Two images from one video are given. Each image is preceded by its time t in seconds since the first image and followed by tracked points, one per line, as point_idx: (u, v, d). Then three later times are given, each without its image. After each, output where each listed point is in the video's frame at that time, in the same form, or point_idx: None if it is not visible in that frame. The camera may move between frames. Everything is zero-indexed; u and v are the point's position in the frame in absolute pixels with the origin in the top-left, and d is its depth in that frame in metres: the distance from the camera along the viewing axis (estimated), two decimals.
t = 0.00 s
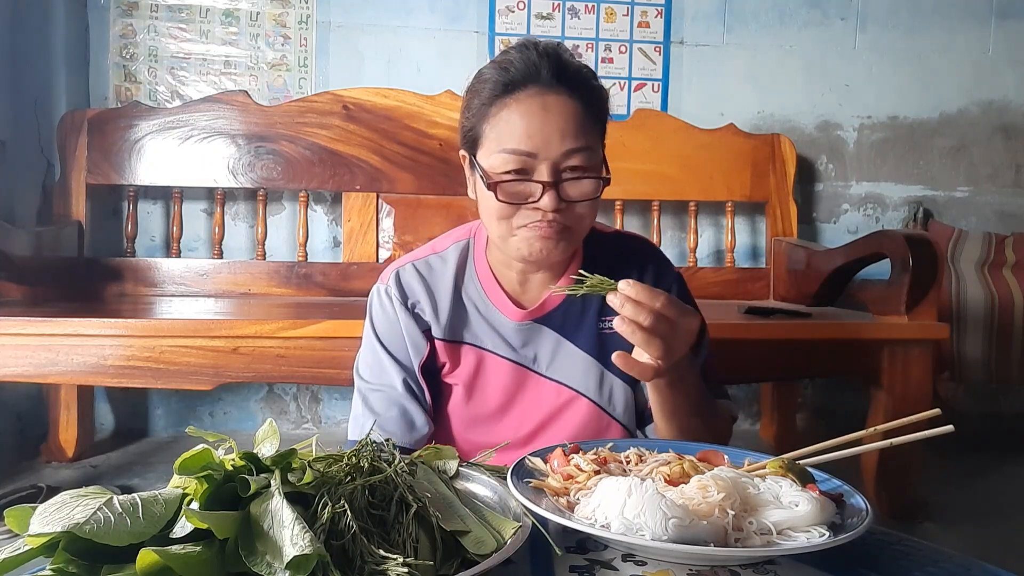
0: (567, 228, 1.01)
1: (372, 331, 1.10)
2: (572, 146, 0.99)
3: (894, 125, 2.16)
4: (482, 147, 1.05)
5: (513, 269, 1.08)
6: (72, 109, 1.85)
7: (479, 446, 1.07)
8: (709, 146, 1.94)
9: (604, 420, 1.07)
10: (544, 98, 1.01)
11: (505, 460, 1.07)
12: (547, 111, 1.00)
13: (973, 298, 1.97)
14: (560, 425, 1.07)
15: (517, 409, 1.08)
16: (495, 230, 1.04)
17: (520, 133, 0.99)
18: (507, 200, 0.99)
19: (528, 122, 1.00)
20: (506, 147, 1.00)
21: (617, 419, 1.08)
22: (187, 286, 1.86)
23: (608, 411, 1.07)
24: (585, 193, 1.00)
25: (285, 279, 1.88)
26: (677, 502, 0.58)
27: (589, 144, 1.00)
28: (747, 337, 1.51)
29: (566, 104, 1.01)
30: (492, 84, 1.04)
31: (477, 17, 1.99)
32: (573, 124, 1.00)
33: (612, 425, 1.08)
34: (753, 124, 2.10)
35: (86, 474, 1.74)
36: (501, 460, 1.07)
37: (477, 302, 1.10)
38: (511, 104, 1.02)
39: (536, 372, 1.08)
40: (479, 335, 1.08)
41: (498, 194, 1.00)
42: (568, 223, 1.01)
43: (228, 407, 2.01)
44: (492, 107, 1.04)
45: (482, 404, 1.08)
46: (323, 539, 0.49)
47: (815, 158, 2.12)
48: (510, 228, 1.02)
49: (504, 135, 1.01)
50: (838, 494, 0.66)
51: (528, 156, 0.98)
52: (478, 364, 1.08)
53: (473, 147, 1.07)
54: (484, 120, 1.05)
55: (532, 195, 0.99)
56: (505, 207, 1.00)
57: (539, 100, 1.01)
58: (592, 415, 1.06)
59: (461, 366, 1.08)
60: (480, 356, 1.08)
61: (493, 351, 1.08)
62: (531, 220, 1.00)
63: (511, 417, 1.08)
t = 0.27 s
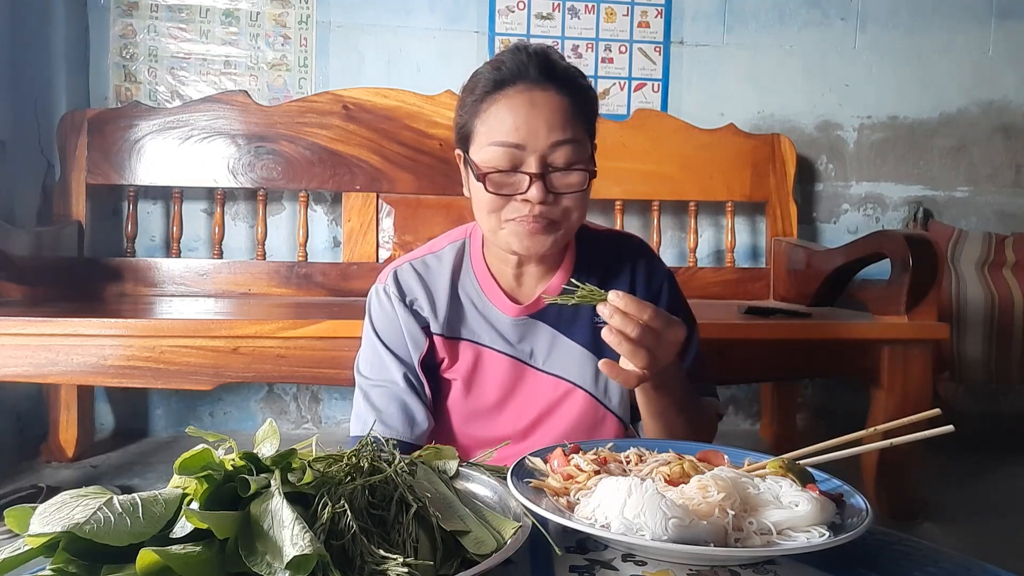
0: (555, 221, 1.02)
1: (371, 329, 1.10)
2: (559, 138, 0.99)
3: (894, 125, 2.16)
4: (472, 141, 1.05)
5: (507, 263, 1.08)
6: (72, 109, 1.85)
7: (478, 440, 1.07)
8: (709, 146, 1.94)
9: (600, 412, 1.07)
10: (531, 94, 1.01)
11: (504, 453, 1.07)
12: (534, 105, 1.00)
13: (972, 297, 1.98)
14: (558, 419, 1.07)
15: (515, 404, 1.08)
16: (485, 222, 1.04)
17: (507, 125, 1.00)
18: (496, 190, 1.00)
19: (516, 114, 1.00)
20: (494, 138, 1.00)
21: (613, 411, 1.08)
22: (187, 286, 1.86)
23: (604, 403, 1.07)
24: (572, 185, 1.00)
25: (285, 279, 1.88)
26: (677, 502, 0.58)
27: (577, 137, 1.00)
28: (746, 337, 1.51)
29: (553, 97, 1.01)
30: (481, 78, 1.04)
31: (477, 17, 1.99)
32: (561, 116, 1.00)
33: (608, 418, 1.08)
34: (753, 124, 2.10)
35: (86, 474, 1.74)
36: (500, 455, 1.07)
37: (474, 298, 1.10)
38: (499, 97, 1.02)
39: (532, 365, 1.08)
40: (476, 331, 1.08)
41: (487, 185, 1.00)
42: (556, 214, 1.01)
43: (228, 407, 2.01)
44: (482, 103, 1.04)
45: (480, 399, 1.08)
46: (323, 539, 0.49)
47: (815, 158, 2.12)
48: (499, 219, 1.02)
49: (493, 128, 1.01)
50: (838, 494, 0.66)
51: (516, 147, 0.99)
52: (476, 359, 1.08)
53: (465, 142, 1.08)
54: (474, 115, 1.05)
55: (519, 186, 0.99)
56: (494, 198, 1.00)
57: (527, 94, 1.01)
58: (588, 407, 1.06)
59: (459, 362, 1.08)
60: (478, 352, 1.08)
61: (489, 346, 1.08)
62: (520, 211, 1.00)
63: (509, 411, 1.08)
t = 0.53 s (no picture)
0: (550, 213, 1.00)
1: (369, 331, 1.10)
2: (552, 127, 0.99)
3: (894, 125, 2.16)
4: (467, 135, 1.05)
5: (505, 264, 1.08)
6: (72, 109, 1.85)
7: (475, 442, 1.07)
8: (709, 146, 1.94)
9: (598, 415, 1.07)
10: (525, 84, 1.01)
11: (502, 455, 1.07)
12: (528, 94, 1.00)
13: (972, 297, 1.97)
14: (556, 420, 1.07)
15: (513, 405, 1.08)
16: (480, 216, 1.03)
17: (501, 115, 1.00)
18: (490, 179, 1.00)
19: (509, 104, 1.00)
20: (488, 128, 1.01)
21: (611, 414, 1.08)
22: (187, 286, 1.86)
23: (601, 406, 1.07)
24: (567, 174, 0.99)
25: (285, 279, 1.88)
26: (677, 502, 0.58)
27: (570, 126, 1.00)
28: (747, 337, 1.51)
29: (547, 88, 1.01)
30: (476, 73, 1.05)
31: (477, 17, 1.99)
32: (554, 106, 1.00)
33: (606, 420, 1.08)
34: (753, 124, 2.10)
35: (86, 474, 1.74)
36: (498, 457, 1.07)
37: (472, 300, 1.10)
38: (493, 88, 1.02)
39: (530, 368, 1.08)
40: (474, 333, 1.08)
41: (481, 175, 1.01)
42: (551, 204, 1.00)
43: (228, 407, 2.01)
44: (476, 96, 1.04)
45: (478, 401, 1.08)
46: (323, 539, 0.49)
47: (815, 158, 2.12)
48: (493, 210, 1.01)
49: (487, 118, 1.01)
50: (838, 494, 0.66)
51: (509, 135, 0.99)
52: (474, 361, 1.08)
53: (461, 138, 1.08)
54: (468, 110, 1.06)
55: (514, 174, 0.99)
56: (488, 186, 1.00)
57: (521, 85, 1.01)
58: (586, 409, 1.06)
59: (457, 363, 1.08)
60: (476, 353, 1.08)
61: (487, 348, 1.08)
62: (513, 200, 0.99)
63: (507, 413, 1.08)
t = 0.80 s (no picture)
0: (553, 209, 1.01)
1: (370, 332, 1.10)
2: (554, 121, 0.99)
3: (894, 125, 2.16)
4: (468, 131, 1.05)
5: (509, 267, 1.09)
6: (72, 109, 1.85)
7: (475, 446, 1.07)
8: (709, 146, 1.94)
9: (599, 423, 1.08)
10: (527, 79, 1.01)
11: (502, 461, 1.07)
12: (530, 89, 1.00)
13: (973, 298, 1.97)
14: (556, 427, 1.07)
15: (514, 411, 1.08)
16: (481, 213, 1.04)
17: (502, 110, 1.00)
18: (491, 175, 1.00)
19: (511, 99, 1.00)
20: (489, 123, 1.00)
21: (613, 423, 1.09)
22: (187, 286, 1.86)
23: (603, 415, 1.08)
24: (570, 170, 1.00)
25: (285, 279, 1.88)
26: (677, 502, 0.58)
27: (573, 121, 1.00)
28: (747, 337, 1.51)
29: (549, 83, 1.01)
30: (477, 69, 1.05)
31: (477, 17, 1.99)
32: (557, 102, 1.00)
33: (607, 429, 1.08)
34: (753, 124, 2.10)
35: (86, 474, 1.74)
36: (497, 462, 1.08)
37: (474, 304, 1.10)
38: (494, 84, 1.02)
39: (531, 374, 1.08)
40: (475, 338, 1.08)
41: (483, 171, 1.01)
42: (553, 200, 1.00)
43: (228, 407, 2.01)
44: (478, 92, 1.04)
45: (479, 406, 1.08)
46: (323, 539, 0.49)
47: (815, 158, 2.12)
48: (495, 207, 1.02)
49: (488, 114, 1.01)
50: (838, 494, 0.66)
51: (511, 130, 0.99)
52: (474, 366, 1.08)
53: (462, 136, 1.08)
54: (470, 107, 1.05)
55: (516, 171, 0.99)
56: (489, 183, 1.00)
57: (522, 81, 1.01)
58: (586, 417, 1.07)
59: (458, 368, 1.08)
60: (477, 358, 1.08)
61: (489, 353, 1.08)
62: (516, 196, 0.99)
63: (507, 418, 1.08)
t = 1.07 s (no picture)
0: (558, 230, 1.02)
1: (370, 335, 1.10)
2: (562, 143, 0.99)
3: (894, 125, 2.16)
4: (473, 144, 1.05)
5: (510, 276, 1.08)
6: (72, 109, 1.85)
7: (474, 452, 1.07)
8: (709, 146, 1.94)
9: (600, 434, 1.08)
10: (535, 96, 1.01)
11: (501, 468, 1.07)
12: (539, 108, 1.00)
13: (973, 298, 1.97)
14: (556, 435, 1.07)
15: (514, 418, 1.08)
16: (484, 230, 1.04)
17: (510, 130, 1.00)
18: (496, 197, 1.01)
19: (518, 118, 1.00)
20: (495, 142, 1.00)
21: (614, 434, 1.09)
22: (187, 286, 1.86)
23: (605, 426, 1.08)
24: (576, 193, 1.00)
25: (285, 279, 1.88)
26: (677, 502, 0.59)
27: (582, 140, 1.00)
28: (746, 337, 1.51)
29: (557, 102, 1.00)
30: (484, 78, 1.04)
31: (477, 17, 1.99)
32: (565, 122, 0.99)
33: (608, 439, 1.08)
34: (753, 124, 2.10)
35: (86, 474, 1.74)
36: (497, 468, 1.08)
37: (475, 310, 1.10)
38: (502, 100, 1.02)
39: (532, 382, 1.08)
40: (476, 343, 1.08)
41: (487, 191, 1.01)
42: (557, 222, 1.01)
43: (228, 407, 2.01)
44: (484, 104, 1.04)
45: (478, 412, 1.08)
46: (323, 539, 0.49)
47: (815, 158, 2.12)
48: (499, 226, 1.02)
49: (495, 131, 1.01)
50: (838, 494, 0.66)
51: (517, 151, 0.99)
52: (474, 372, 1.08)
53: (467, 145, 1.08)
54: (476, 118, 1.05)
55: (521, 193, 1.00)
56: (494, 204, 1.01)
57: (530, 97, 1.01)
58: (587, 426, 1.07)
59: (458, 373, 1.08)
60: (477, 364, 1.08)
61: (489, 359, 1.08)
62: (520, 218, 1.00)
63: (506, 425, 1.08)
